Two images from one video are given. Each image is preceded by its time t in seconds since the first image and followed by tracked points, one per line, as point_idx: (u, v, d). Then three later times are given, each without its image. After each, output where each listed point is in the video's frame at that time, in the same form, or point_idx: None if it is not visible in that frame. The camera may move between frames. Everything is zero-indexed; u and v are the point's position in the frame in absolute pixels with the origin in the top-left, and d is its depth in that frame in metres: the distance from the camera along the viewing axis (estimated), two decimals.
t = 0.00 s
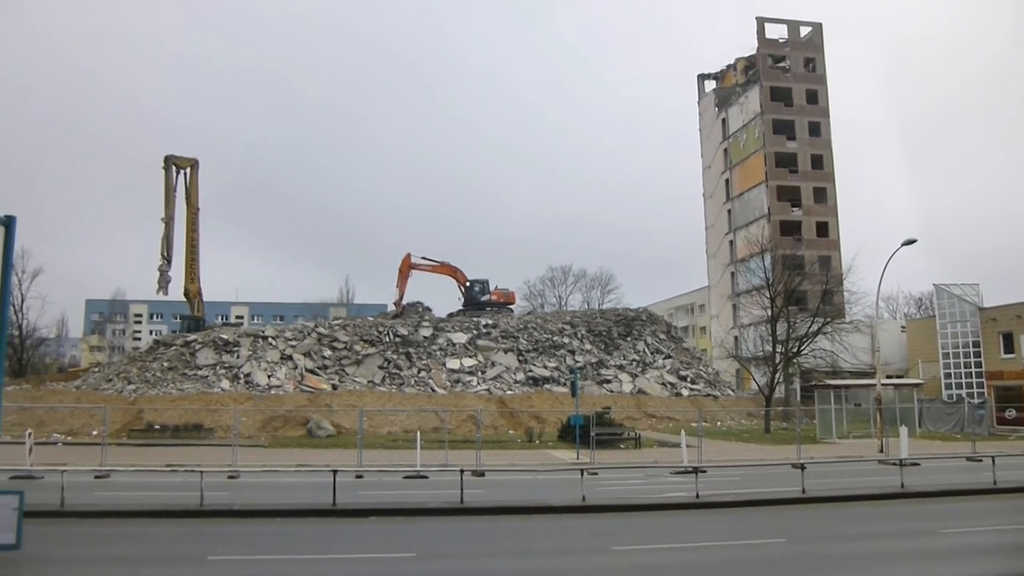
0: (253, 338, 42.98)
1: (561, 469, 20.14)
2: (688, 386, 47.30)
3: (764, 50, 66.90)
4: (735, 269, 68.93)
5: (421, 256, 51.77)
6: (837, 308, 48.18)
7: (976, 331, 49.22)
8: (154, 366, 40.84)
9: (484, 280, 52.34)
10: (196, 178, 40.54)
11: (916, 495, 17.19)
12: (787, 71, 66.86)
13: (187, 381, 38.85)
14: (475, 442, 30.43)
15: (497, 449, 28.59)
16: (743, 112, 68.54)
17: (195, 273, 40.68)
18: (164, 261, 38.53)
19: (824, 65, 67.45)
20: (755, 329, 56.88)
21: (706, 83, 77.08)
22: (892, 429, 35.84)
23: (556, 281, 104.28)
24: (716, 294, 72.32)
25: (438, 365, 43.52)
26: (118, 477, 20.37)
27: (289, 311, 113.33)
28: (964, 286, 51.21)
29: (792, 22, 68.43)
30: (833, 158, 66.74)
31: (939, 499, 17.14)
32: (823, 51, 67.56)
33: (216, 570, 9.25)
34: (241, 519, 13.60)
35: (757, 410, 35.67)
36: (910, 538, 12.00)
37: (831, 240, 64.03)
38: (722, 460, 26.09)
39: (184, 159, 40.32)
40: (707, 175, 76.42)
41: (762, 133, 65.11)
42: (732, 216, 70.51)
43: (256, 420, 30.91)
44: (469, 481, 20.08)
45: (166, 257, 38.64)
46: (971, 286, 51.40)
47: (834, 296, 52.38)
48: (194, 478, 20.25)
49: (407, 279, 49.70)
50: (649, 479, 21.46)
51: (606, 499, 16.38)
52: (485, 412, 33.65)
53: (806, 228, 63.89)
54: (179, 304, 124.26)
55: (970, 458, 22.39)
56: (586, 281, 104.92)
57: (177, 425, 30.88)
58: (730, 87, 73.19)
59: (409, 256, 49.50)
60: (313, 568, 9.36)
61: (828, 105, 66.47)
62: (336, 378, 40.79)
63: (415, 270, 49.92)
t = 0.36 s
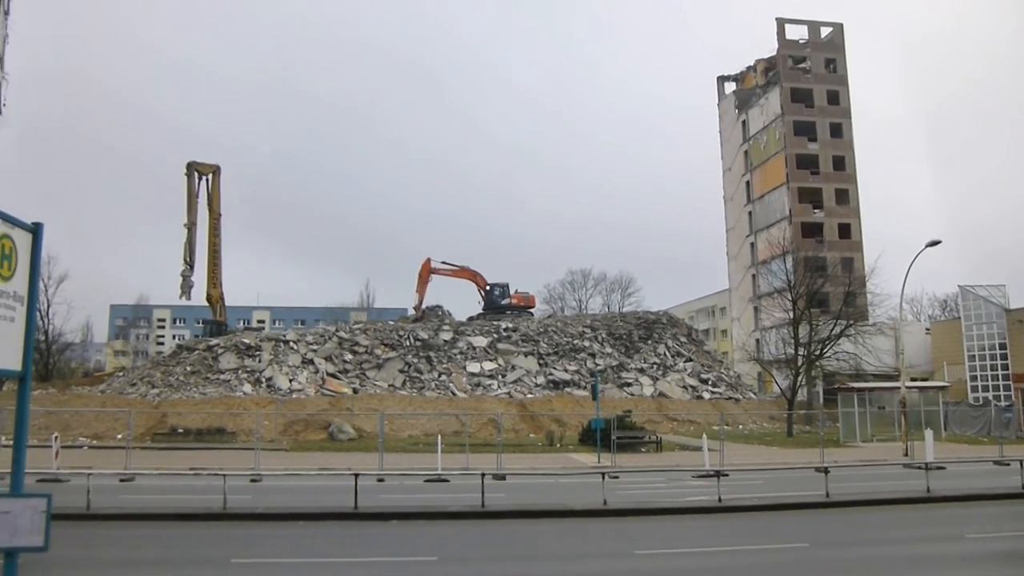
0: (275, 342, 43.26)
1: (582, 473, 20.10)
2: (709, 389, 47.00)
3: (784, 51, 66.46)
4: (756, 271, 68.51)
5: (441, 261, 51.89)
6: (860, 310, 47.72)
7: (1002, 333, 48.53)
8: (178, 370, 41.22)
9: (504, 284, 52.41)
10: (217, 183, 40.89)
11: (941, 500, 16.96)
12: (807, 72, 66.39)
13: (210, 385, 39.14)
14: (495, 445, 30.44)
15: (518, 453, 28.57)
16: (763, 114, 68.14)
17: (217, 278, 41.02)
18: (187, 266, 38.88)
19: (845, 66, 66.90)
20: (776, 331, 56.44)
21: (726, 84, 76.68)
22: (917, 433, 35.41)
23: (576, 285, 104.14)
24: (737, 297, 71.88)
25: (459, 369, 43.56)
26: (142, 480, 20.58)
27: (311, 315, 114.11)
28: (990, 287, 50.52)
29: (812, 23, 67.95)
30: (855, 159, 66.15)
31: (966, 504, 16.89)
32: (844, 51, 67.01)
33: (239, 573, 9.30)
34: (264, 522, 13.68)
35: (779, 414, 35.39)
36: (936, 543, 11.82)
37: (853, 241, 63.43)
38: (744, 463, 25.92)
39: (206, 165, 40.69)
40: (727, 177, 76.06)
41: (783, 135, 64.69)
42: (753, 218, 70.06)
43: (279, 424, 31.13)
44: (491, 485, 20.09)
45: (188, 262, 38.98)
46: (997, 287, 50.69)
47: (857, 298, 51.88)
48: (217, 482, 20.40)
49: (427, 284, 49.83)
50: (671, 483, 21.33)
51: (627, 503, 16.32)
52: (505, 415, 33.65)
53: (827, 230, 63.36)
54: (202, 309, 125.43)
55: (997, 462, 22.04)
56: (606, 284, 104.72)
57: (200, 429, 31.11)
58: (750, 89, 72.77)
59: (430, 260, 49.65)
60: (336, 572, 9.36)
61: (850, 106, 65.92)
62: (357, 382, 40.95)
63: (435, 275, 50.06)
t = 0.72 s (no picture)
0: (296, 344, 43.52)
1: (602, 475, 20.05)
2: (729, 391, 46.71)
3: (804, 50, 65.97)
4: (777, 272, 68.03)
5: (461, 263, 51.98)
6: (883, 310, 47.24)
7: None
8: (200, 372, 41.58)
9: (524, 286, 52.47)
10: (238, 187, 41.20)
11: (967, 503, 16.73)
12: (828, 71, 65.87)
13: (232, 388, 39.44)
14: (515, 447, 30.45)
15: (538, 455, 28.56)
16: (784, 114, 67.69)
17: (238, 281, 41.36)
18: (209, 269, 39.23)
19: (867, 64, 66.29)
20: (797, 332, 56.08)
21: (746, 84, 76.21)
22: (942, 435, 34.95)
23: (596, 286, 103.93)
24: (758, 298, 71.38)
25: (478, 371, 43.60)
26: (166, 481, 20.77)
27: (331, 318, 114.79)
28: (1016, 288, 49.79)
29: (833, 22, 67.41)
30: (877, 159, 65.51)
31: (992, 507, 16.65)
32: (866, 50, 66.40)
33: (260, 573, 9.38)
34: (286, 524, 13.76)
35: (801, 416, 35.14)
36: (962, 547, 11.65)
37: (875, 242, 62.78)
38: (765, 466, 25.73)
39: (228, 169, 41.03)
40: (747, 177, 75.62)
41: (804, 135, 64.21)
42: (774, 219, 69.58)
43: (299, 426, 31.35)
44: (511, 487, 20.10)
45: (211, 265, 39.33)
46: None
47: (880, 298, 51.37)
48: (239, 483, 20.56)
49: (446, 286, 49.93)
50: (692, 485, 21.24)
51: (649, 505, 16.24)
52: (525, 417, 33.64)
53: (849, 230, 62.80)
54: (224, 312, 126.35)
55: None
56: (626, 286, 104.45)
57: (223, 431, 31.34)
58: (770, 89, 72.28)
59: (449, 261, 49.76)
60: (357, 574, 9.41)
61: (872, 105, 65.31)
62: (377, 384, 41.09)
63: (455, 276, 50.16)
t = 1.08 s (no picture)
0: (312, 347, 43.70)
1: (618, 476, 20.00)
2: (746, 391, 46.47)
3: (820, 49, 65.56)
4: (794, 272, 67.65)
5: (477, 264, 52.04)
6: (901, 310, 46.84)
7: None
8: (217, 375, 41.83)
9: (538, 287, 52.49)
10: (254, 191, 41.45)
11: (986, 505, 16.54)
12: (844, 69, 65.43)
13: (249, 390, 39.64)
14: (531, 449, 30.43)
15: (554, 457, 28.51)
16: (800, 112, 67.31)
17: (254, 284, 41.59)
18: (225, 272, 39.47)
19: (883, 62, 65.81)
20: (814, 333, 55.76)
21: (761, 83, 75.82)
22: (962, 436, 34.56)
23: (611, 287, 103.74)
24: (774, 298, 71.01)
25: (494, 372, 43.60)
26: (184, 484, 20.90)
27: (346, 320, 115.25)
28: None
29: (848, 19, 66.96)
30: (894, 157, 64.98)
31: (1012, 508, 16.46)
32: (882, 47, 65.89)
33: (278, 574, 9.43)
34: (303, 525, 13.83)
35: (817, 416, 34.92)
36: (983, 549, 11.53)
37: (893, 241, 62.28)
38: (783, 467, 25.57)
39: (243, 173, 41.28)
40: (763, 177, 75.26)
41: (820, 134, 63.85)
42: (790, 218, 69.17)
43: (316, 428, 31.51)
44: (527, 488, 20.09)
45: (227, 269, 39.58)
46: None
47: (898, 298, 50.95)
48: (256, 485, 20.69)
49: (461, 286, 49.97)
50: (708, 486, 21.17)
51: (665, 506, 16.18)
52: (541, 419, 33.64)
53: (866, 229, 62.34)
54: (240, 315, 127.10)
55: None
56: (641, 286, 104.21)
57: (240, 433, 31.51)
58: (785, 87, 71.86)
59: (465, 261, 49.83)
60: None
61: (889, 103, 64.82)
62: (393, 386, 41.17)
63: (470, 277, 50.21)
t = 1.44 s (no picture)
0: (329, 349, 43.89)
1: (636, 476, 19.97)
2: (764, 391, 46.21)
3: (836, 46, 65.10)
4: (811, 271, 67.21)
5: (494, 264, 52.09)
6: (921, 309, 46.40)
7: None
8: (235, 378, 42.09)
9: (554, 288, 52.51)
10: (271, 194, 41.72)
11: (1009, 505, 16.34)
12: (861, 67, 64.96)
13: (267, 393, 39.85)
14: (548, 450, 30.41)
15: (571, 458, 28.48)
16: (816, 110, 66.89)
17: (272, 286, 41.83)
18: (243, 276, 39.72)
19: (900, 58, 65.27)
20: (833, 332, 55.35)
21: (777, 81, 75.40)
22: (984, 436, 34.16)
23: (627, 288, 103.52)
24: (792, 298, 70.59)
25: (510, 374, 43.58)
26: (203, 485, 21.06)
27: (363, 323, 115.75)
28: None
29: (865, 16, 66.45)
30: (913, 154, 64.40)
31: None
32: (899, 44, 65.34)
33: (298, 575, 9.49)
34: (321, 526, 13.91)
35: (836, 416, 34.69)
36: (1007, 550, 11.40)
37: (912, 239, 61.73)
38: (802, 467, 25.40)
39: (259, 176, 41.55)
40: (779, 176, 74.87)
41: (836, 132, 63.44)
42: (807, 217, 68.73)
43: (333, 430, 31.65)
44: (544, 489, 20.10)
45: (244, 272, 39.82)
46: None
47: (917, 296, 50.48)
48: (275, 487, 20.83)
49: (478, 285, 50.06)
50: (726, 486, 21.06)
51: (682, 506, 16.13)
52: (558, 420, 33.63)
53: (884, 228, 61.84)
54: (257, 318, 127.88)
55: None
56: (657, 287, 103.94)
57: (258, 435, 31.68)
58: (802, 85, 71.41)
59: (482, 261, 49.92)
60: None
61: (906, 100, 64.27)
62: (409, 388, 41.25)
63: (487, 277, 50.27)
